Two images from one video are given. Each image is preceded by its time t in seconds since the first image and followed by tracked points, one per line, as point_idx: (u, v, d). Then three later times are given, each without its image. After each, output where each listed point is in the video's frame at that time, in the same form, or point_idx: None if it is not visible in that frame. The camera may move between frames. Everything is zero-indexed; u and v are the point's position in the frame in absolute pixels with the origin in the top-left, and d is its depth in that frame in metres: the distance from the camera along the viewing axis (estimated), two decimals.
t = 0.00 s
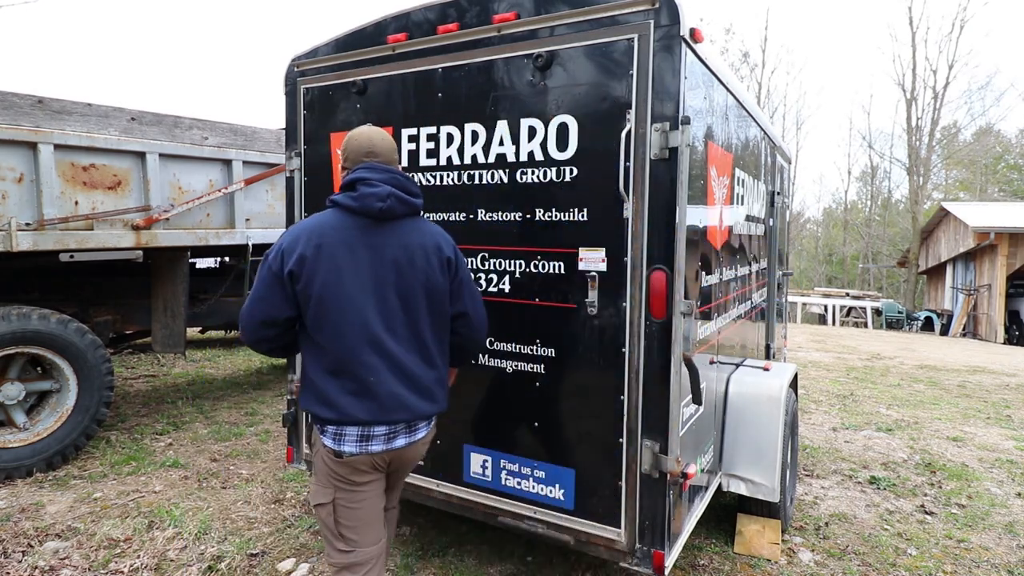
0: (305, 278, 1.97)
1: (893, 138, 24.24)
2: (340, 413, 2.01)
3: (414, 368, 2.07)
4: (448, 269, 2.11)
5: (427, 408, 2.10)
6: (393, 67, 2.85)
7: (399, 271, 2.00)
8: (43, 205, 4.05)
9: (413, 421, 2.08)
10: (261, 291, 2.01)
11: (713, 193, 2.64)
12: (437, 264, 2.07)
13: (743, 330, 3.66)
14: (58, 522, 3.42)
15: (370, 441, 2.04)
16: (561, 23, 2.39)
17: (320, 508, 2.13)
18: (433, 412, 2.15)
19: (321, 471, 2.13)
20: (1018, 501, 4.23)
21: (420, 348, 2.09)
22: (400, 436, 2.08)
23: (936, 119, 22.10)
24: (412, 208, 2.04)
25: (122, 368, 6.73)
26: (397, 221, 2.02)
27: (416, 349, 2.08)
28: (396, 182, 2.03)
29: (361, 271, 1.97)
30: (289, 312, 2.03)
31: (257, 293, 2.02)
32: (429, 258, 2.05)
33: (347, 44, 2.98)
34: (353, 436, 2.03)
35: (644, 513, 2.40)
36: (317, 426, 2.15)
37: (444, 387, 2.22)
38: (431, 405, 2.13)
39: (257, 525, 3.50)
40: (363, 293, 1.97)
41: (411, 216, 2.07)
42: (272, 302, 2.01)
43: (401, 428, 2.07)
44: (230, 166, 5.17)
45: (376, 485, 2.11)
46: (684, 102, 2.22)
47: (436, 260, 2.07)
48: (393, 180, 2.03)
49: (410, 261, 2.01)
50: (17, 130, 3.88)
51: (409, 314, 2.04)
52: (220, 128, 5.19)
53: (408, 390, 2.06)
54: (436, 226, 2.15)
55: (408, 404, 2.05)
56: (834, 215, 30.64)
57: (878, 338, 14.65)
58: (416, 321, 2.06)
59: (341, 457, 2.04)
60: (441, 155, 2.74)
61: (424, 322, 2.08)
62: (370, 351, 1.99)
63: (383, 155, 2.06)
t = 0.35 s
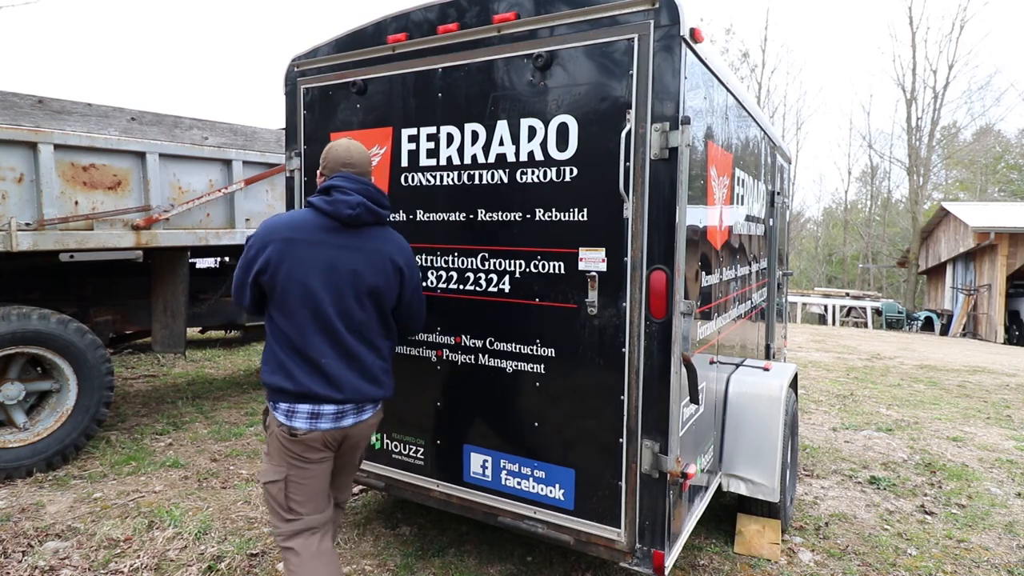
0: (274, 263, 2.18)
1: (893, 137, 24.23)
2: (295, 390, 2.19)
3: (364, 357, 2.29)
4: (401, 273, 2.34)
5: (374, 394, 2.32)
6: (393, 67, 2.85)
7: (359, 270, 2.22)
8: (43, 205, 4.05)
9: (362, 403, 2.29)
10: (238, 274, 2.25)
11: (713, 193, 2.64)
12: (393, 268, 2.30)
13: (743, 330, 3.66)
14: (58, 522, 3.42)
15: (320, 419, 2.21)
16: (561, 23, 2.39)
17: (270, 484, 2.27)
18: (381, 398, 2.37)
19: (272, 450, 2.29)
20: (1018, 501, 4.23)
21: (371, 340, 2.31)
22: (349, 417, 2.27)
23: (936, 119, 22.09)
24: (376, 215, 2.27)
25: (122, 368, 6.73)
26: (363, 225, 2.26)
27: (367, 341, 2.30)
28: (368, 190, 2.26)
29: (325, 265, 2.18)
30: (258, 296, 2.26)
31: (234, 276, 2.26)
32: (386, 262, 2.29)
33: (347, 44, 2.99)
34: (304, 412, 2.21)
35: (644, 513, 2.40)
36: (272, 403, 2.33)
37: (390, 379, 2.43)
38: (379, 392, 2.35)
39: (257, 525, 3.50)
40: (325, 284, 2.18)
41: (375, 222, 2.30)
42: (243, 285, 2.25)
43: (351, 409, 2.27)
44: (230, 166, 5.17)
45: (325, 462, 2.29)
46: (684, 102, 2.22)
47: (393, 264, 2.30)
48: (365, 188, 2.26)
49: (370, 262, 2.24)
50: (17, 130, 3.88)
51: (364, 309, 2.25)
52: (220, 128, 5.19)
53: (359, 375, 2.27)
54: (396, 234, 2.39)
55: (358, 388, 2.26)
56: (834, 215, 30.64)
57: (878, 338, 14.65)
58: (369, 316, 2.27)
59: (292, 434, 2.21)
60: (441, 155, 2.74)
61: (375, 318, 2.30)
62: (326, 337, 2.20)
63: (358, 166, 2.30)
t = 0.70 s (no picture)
0: (247, 244, 2.48)
1: (893, 137, 24.23)
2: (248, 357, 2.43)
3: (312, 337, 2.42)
4: (358, 261, 2.44)
5: (319, 376, 2.41)
6: (393, 67, 2.85)
7: (308, 253, 2.38)
8: (43, 205, 4.05)
9: (303, 382, 2.40)
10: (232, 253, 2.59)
11: (713, 193, 2.64)
12: (346, 255, 2.41)
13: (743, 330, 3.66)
14: (58, 522, 3.42)
15: (261, 390, 2.41)
16: (561, 23, 2.39)
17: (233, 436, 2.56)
18: (331, 380, 2.46)
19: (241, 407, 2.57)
20: (1018, 501, 4.23)
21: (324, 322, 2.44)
22: (289, 393, 2.40)
23: (936, 119, 22.09)
24: (334, 203, 2.42)
25: (122, 368, 6.73)
26: (321, 212, 2.42)
27: (321, 323, 2.43)
28: (329, 179, 2.43)
29: (280, 246, 2.40)
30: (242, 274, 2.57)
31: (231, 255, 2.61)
32: (339, 248, 2.40)
33: (347, 44, 2.99)
34: (252, 381, 2.43)
35: (644, 513, 2.40)
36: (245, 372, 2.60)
37: (348, 364, 2.52)
38: (331, 374, 2.44)
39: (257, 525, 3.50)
40: (278, 265, 2.38)
41: (338, 211, 2.45)
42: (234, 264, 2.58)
43: (293, 385, 2.40)
44: (230, 166, 5.18)
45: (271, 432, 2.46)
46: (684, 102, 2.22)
47: (345, 251, 2.41)
48: (327, 177, 2.43)
49: (323, 248, 2.39)
50: (17, 130, 3.88)
51: (313, 292, 2.38)
52: (220, 128, 5.19)
53: (305, 355, 2.40)
54: (365, 224, 2.50)
55: (299, 366, 2.38)
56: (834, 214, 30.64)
57: (878, 338, 14.66)
58: (319, 299, 2.40)
59: (242, 401, 2.45)
60: (441, 155, 2.74)
61: (327, 302, 2.42)
62: (278, 314, 2.40)
63: (327, 157, 2.45)
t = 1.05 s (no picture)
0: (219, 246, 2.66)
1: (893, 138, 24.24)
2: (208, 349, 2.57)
3: (262, 331, 2.49)
4: (305, 256, 2.48)
5: (265, 369, 2.45)
6: (393, 67, 2.85)
7: (260, 250, 2.49)
8: (43, 205, 4.05)
9: (253, 374, 2.47)
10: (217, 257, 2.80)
11: (713, 193, 2.64)
12: (292, 249, 2.46)
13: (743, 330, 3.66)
14: (58, 522, 3.42)
15: (219, 380, 2.54)
16: (561, 23, 2.39)
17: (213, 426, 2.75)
18: (280, 375, 2.48)
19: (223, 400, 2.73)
20: (1018, 501, 4.23)
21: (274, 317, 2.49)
22: (242, 384, 2.49)
23: (936, 119, 22.09)
24: (284, 200, 2.51)
25: (122, 368, 6.73)
26: (276, 210, 2.52)
27: (275, 317, 2.50)
28: (283, 178, 2.54)
29: (238, 244, 2.55)
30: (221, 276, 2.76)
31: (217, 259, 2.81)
32: (284, 244, 2.47)
33: (347, 44, 2.99)
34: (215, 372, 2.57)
35: (644, 513, 2.40)
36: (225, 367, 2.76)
37: (304, 358, 2.53)
38: (277, 368, 2.46)
39: (257, 525, 3.50)
40: (235, 262, 2.54)
41: (292, 208, 2.53)
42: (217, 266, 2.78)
43: (244, 377, 2.49)
44: (230, 166, 5.18)
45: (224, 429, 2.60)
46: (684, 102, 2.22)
47: (290, 246, 2.47)
48: (281, 176, 2.53)
49: (274, 243, 2.48)
50: (17, 130, 3.88)
51: (260, 287, 2.47)
52: (220, 128, 5.19)
53: (256, 347, 2.48)
54: (318, 220, 2.53)
55: (246, 358, 2.47)
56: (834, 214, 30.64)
57: (878, 337, 14.66)
58: (267, 293, 2.47)
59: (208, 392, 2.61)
60: (441, 155, 2.74)
61: (275, 296, 2.47)
62: (236, 309, 2.52)
63: (288, 159, 2.57)
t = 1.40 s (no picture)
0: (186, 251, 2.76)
1: (893, 137, 24.24)
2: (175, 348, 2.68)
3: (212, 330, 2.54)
4: (248, 255, 2.49)
5: (211, 367, 2.49)
6: (393, 67, 2.85)
7: (210, 251, 2.54)
8: (43, 205, 4.05)
9: (204, 370, 2.51)
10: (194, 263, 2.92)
11: (713, 193, 2.64)
12: (234, 250, 2.49)
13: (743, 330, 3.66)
14: (58, 522, 3.42)
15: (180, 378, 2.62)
16: (561, 23, 2.39)
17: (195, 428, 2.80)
18: (226, 372, 2.50)
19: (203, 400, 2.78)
20: (1018, 501, 4.23)
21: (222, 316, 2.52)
22: (196, 381, 2.55)
23: (936, 119, 22.09)
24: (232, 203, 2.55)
25: (122, 368, 6.73)
26: (227, 212, 2.58)
27: (226, 315, 2.53)
28: (235, 181, 2.59)
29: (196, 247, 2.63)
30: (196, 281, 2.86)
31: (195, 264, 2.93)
32: (228, 244, 2.50)
33: (347, 44, 2.99)
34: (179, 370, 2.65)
35: (644, 513, 2.40)
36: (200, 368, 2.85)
37: (253, 356, 2.53)
38: (223, 365, 2.49)
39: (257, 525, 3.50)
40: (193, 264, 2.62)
41: (242, 209, 2.57)
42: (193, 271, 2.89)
43: (196, 374, 2.54)
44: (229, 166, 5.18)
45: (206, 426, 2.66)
46: (684, 102, 2.22)
47: (233, 246, 2.49)
48: (233, 180, 2.59)
49: (221, 244, 2.52)
50: (17, 130, 3.88)
51: (209, 287, 2.52)
52: (220, 128, 5.18)
53: (207, 344, 2.52)
54: (263, 220, 2.53)
55: (196, 356, 2.51)
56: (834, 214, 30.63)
57: (878, 337, 14.66)
58: (214, 293, 2.51)
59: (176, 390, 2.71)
60: (441, 154, 2.74)
61: (222, 296, 2.51)
62: (193, 308, 2.59)
63: (245, 164, 2.64)
